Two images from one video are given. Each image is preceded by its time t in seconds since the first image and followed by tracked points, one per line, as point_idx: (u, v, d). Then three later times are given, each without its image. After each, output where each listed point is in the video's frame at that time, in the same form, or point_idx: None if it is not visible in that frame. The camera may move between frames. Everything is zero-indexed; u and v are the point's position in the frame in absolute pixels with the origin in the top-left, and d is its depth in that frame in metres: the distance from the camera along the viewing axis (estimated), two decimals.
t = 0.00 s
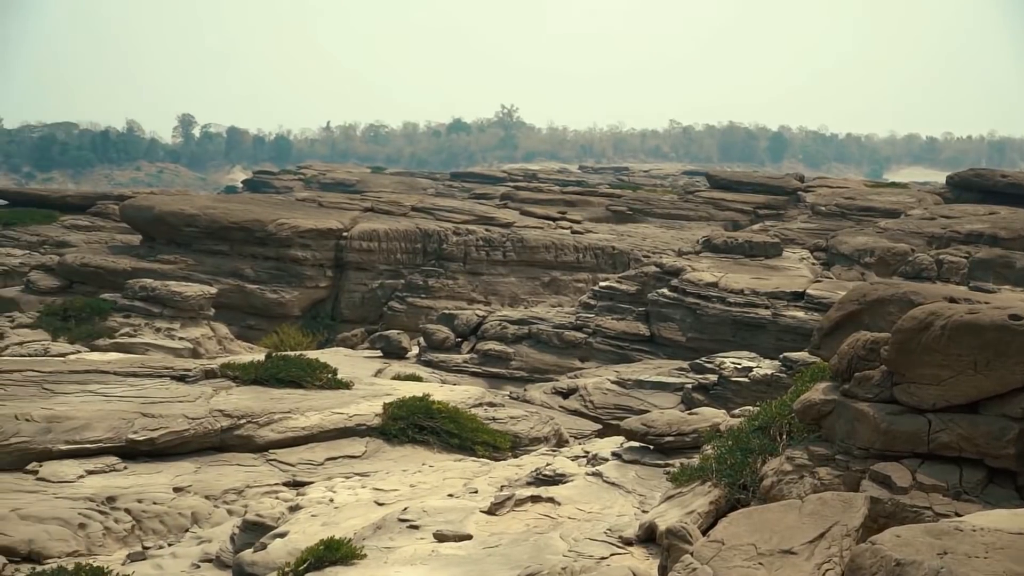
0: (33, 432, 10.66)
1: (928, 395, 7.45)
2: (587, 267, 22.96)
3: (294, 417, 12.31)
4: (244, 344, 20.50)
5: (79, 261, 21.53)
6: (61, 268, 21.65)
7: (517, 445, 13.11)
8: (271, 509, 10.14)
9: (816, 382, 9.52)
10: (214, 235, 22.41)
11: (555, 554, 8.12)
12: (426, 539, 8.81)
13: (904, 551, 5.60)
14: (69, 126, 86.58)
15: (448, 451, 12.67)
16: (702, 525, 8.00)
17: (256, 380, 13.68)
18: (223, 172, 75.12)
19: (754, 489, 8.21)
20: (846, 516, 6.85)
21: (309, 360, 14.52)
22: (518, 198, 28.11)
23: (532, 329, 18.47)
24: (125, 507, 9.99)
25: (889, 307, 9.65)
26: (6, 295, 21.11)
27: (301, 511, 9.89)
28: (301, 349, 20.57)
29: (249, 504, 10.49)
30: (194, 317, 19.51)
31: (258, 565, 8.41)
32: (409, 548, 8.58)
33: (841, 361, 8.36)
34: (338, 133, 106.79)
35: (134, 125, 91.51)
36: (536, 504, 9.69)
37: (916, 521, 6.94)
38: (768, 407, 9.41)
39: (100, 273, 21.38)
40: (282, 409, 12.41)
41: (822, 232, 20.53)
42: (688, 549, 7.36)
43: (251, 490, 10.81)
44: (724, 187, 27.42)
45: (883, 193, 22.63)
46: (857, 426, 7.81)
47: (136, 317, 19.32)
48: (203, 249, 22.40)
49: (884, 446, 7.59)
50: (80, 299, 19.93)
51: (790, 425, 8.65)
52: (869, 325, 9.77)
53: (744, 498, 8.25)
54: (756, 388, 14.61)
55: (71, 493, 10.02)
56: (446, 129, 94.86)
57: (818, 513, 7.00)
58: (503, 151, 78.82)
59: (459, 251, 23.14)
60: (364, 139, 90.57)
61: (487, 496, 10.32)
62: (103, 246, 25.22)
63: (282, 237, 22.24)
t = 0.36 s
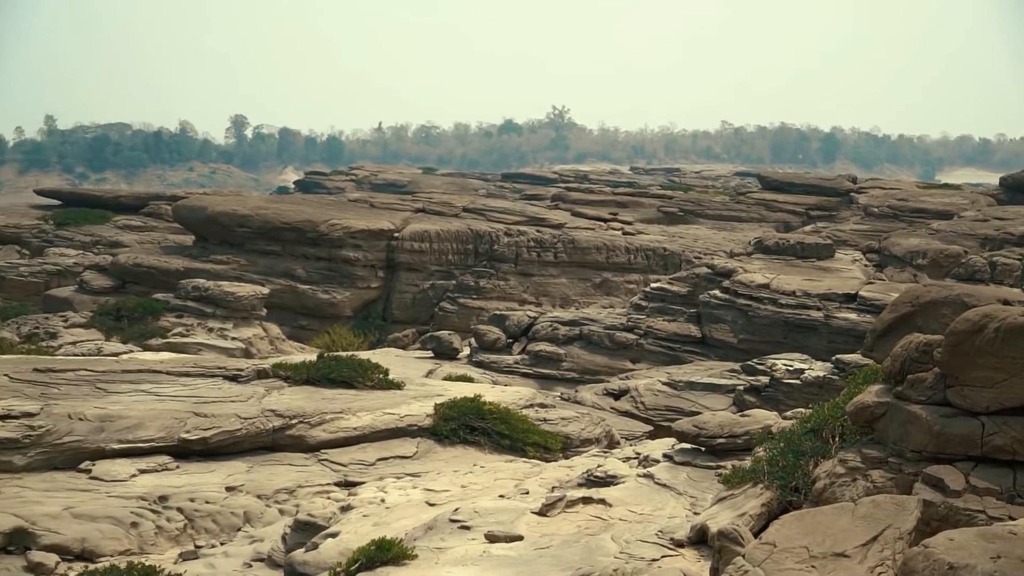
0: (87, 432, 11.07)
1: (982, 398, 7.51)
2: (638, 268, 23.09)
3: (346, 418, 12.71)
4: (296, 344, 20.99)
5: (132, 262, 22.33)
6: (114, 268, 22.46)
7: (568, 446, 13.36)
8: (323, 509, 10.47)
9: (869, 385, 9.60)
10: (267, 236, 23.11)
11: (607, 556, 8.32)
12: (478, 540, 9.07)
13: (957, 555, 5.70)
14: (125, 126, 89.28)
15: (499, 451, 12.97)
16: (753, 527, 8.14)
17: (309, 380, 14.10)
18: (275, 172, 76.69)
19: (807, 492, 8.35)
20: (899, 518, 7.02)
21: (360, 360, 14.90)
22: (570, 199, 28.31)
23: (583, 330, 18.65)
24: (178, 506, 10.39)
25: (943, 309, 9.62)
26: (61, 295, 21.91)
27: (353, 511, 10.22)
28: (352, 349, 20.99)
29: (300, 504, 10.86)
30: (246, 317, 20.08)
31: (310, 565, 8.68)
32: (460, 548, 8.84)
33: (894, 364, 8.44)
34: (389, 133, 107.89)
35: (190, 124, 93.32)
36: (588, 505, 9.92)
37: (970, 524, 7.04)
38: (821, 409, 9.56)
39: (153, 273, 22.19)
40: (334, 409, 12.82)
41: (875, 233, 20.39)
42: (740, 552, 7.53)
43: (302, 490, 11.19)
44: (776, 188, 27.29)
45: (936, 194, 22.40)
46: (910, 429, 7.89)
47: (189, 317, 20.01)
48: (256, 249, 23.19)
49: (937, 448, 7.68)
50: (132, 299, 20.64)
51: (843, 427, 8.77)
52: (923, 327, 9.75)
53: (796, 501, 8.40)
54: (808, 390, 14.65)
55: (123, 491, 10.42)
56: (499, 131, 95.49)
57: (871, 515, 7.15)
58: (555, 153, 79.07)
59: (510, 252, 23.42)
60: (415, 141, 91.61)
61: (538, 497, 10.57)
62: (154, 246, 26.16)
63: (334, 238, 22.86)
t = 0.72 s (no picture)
0: (138, 432, 11.58)
1: None
2: (689, 269, 23.18)
3: (397, 419, 13.12)
4: (345, 345, 21.53)
5: (183, 262, 23.10)
6: (165, 269, 23.20)
7: (618, 448, 13.63)
8: (373, 509, 10.83)
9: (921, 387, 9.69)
10: (316, 237, 23.81)
11: (657, 558, 8.56)
12: (527, 541, 9.35)
13: (1009, 561, 5.84)
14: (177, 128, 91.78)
15: (549, 453, 13.30)
16: (804, 529, 8.33)
17: (359, 380, 14.57)
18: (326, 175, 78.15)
19: (858, 494, 8.53)
20: (950, 522, 7.15)
21: (410, 361, 15.30)
22: (620, 200, 28.45)
23: (633, 332, 18.82)
24: (229, 506, 10.84)
25: (997, 311, 9.63)
26: (113, 295, 22.70)
27: (402, 512, 10.56)
28: (403, 350, 21.62)
29: (350, 504, 11.24)
30: (296, 318, 20.62)
31: (360, 565, 9.00)
32: (510, 550, 9.12)
33: (946, 367, 8.53)
34: (438, 132, 109.14)
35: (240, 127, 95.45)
36: (639, 508, 10.16)
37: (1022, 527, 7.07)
38: (873, 411, 9.70)
39: (202, 274, 22.96)
40: (385, 410, 13.24)
41: (927, 235, 20.25)
42: (791, 553, 7.69)
43: (352, 491, 11.58)
44: (827, 189, 27.16)
45: (991, 195, 22.17)
46: (963, 432, 8.02)
47: (239, 317, 20.65)
48: (308, 251, 23.81)
49: (989, 452, 7.77)
50: (184, 299, 21.37)
51: (894, 430, 8.93)
52: (975, 329, 9.78)
53: (848, 504, 8.57)
54: (859, 392, 14.71)
55: (174, 491, 10.86)
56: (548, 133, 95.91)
57: (923, 518, 7.28)
58: (605, 154, 79.18)
59: (560, 253, 23.66)
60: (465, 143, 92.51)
61: (589, 499, 10.83)
62: (204, 247, 27.11)
63: (384, 239, 23.37)
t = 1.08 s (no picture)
0: (198, 432, 12.11)
1: None
2: (749, 271, 23.36)
3: (457, 420, 13.64)
4: (405, 346, 22.20)
5: (246, 263, 24.01)
6: (226, 271, 24.13)
7: (678, 450, 13.95)
8: (434, 510, 11.32)
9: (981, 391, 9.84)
10: (376, 238, 24.60)
11: (719, 561, 8.89)
12: (587, 544, 9.73)
13: None
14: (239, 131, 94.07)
15: (608, 455, 13.72)
16: (865, 532, 8.60)
17: (419, 381, 15.12)
18: (385, 176, 79.61)
19: (920, 498, 8.73)
20: (1012, 525, 7.28)
21: (469, 362, 15.82)
22: (681, 202, 28.60)
23: (693, 334, 19.03)
24: (289, 507, 11.41)
25: None
26: (174, 296, 23.64)
27: (462, 513, 11.05)
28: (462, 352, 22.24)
29: (410, 506, 11.75)
30: (356, 319, 21.34)
31: (420, 565, 9.44)
32: (570, 551, 9.52)
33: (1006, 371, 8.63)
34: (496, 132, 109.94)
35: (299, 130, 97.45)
36: (700, 510, 10.51)
37: None
38: (935, 414, 9.88)
39: (262, 276, 23.88)
40: (446, 412, 13.79)
41: (989, 238, 20.12)
42: (852, 557, 7.89)
43: (411, 492, 12.09)
44: (887, 191, 27.02)
45: None
46: None
47: (299, 318, 21.37)
48: (364, 252, 24.69)
49: None
50: (244, 300, 22.30)
51: (956, 433, 9.14)
52: None
53: (910, 507, 8.78)
54: (921, 395, 14.83)
55: (235, 491, 11.41)
56: (608, 134, 96.05)
57: (985, 522, 7.43)
58: (666, 155, 79.07)
59: (620, 255, 23.97)
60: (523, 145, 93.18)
61: (648, 501, 11.17)
62: (266, 247, 28.16)
63: (445, 241, 23.93)
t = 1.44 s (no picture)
0: (261, 432, 12.92)
1: None
2: (811, 273, 23.55)
3: (519, 421, 14.25)
4: (467, 347, 22.92)
5: (308, 264, 25.00)
6: (289, 272, 25.16)
7: (740, 451, 14.32)
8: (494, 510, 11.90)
9: None
10: (438, 239, 25.35)
11: (778, 562, 9.30)
12: (649, 544, 10.23)
13: None
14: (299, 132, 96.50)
15: (669, 456, 14.18)
16: (928, 535, 8.93)
17: (480, 382, 15.77)
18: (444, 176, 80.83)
19: (982, 500, 9.02)
20: None
21: (530, 363, 16.40)
22: (742, 203, 28.78)
23: (755, 335, 19.26)
24: (351, 507, 12.09)
25: None
26: (237, 297, 24.81)
27: (524, 513, 11.65)
28: (522, 352, 22.82)
29: (469, 505, 12.47)
30: (417, 319, 22.12)
31: (482, 565, 10.02)
32: (631, 552, 10.02)
33: None
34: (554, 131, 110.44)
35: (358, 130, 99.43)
36: (760, 511, 10.92)
37: None
38: (996, 418, 10.13)
39: (324, 276, 24.83)
40: (507, 412, 14.42)
41: None
42: (914, 561, 8.07)
43: (472, 492, 12.77)
44: (951, 193, 26.88)
45: None
46: None
47: (360, 319, 22.19)
48: (428, 253, 25.40)
49: None
50: (304, 300, 23.30)
51: (1018, 436, 9.44)
52: None
53: (971, 510, 9.07)
54: (983, 398, 14.96)
55: (296, 491, 12.11)
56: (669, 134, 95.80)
57: None
58: (728, 155, 78.60)
59: (682, 256, 24.32)
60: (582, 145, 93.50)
61: (710, 502, 11.60)
62: (326, 247, 29.25)
63: (505, 242, 24.56)
